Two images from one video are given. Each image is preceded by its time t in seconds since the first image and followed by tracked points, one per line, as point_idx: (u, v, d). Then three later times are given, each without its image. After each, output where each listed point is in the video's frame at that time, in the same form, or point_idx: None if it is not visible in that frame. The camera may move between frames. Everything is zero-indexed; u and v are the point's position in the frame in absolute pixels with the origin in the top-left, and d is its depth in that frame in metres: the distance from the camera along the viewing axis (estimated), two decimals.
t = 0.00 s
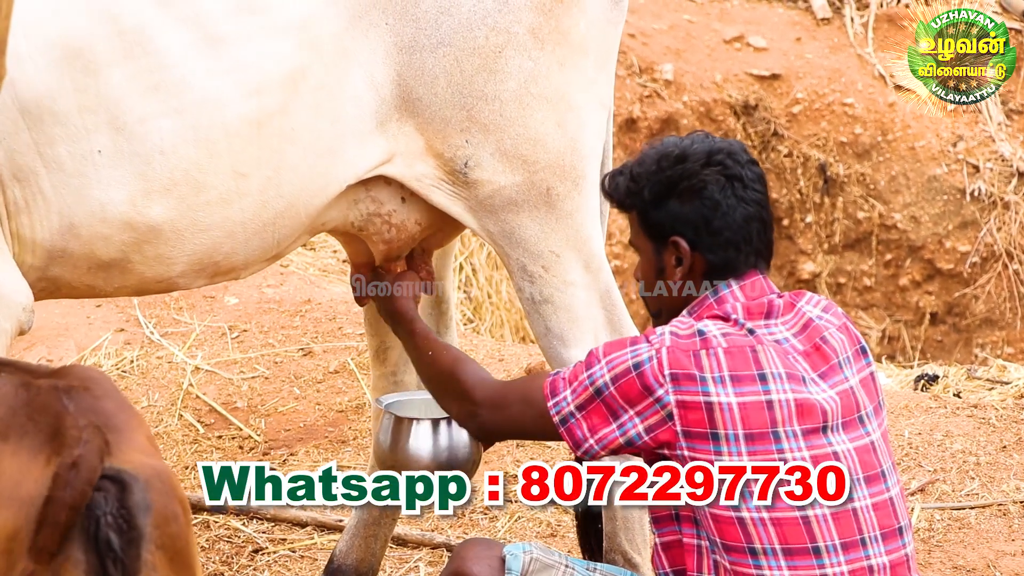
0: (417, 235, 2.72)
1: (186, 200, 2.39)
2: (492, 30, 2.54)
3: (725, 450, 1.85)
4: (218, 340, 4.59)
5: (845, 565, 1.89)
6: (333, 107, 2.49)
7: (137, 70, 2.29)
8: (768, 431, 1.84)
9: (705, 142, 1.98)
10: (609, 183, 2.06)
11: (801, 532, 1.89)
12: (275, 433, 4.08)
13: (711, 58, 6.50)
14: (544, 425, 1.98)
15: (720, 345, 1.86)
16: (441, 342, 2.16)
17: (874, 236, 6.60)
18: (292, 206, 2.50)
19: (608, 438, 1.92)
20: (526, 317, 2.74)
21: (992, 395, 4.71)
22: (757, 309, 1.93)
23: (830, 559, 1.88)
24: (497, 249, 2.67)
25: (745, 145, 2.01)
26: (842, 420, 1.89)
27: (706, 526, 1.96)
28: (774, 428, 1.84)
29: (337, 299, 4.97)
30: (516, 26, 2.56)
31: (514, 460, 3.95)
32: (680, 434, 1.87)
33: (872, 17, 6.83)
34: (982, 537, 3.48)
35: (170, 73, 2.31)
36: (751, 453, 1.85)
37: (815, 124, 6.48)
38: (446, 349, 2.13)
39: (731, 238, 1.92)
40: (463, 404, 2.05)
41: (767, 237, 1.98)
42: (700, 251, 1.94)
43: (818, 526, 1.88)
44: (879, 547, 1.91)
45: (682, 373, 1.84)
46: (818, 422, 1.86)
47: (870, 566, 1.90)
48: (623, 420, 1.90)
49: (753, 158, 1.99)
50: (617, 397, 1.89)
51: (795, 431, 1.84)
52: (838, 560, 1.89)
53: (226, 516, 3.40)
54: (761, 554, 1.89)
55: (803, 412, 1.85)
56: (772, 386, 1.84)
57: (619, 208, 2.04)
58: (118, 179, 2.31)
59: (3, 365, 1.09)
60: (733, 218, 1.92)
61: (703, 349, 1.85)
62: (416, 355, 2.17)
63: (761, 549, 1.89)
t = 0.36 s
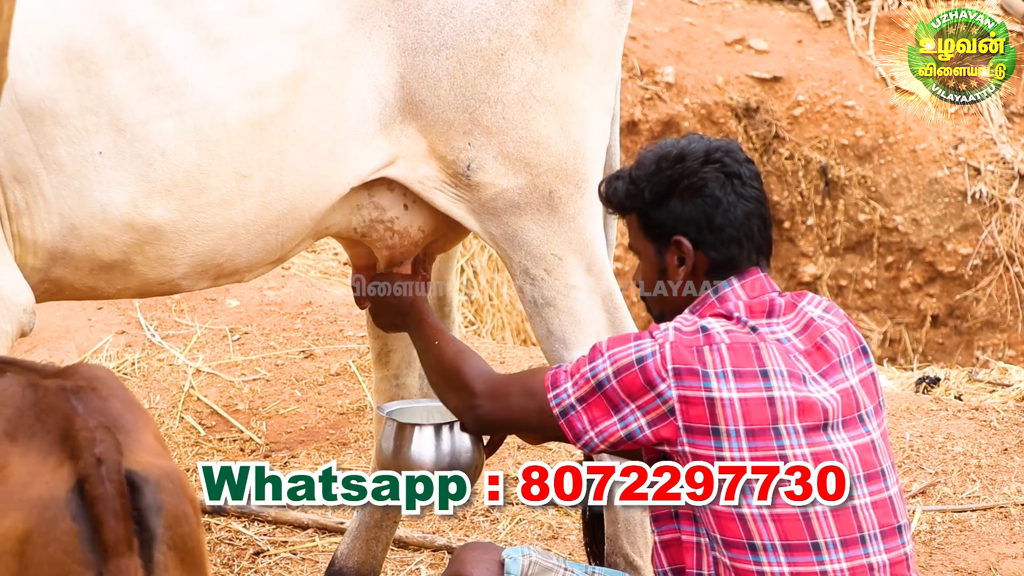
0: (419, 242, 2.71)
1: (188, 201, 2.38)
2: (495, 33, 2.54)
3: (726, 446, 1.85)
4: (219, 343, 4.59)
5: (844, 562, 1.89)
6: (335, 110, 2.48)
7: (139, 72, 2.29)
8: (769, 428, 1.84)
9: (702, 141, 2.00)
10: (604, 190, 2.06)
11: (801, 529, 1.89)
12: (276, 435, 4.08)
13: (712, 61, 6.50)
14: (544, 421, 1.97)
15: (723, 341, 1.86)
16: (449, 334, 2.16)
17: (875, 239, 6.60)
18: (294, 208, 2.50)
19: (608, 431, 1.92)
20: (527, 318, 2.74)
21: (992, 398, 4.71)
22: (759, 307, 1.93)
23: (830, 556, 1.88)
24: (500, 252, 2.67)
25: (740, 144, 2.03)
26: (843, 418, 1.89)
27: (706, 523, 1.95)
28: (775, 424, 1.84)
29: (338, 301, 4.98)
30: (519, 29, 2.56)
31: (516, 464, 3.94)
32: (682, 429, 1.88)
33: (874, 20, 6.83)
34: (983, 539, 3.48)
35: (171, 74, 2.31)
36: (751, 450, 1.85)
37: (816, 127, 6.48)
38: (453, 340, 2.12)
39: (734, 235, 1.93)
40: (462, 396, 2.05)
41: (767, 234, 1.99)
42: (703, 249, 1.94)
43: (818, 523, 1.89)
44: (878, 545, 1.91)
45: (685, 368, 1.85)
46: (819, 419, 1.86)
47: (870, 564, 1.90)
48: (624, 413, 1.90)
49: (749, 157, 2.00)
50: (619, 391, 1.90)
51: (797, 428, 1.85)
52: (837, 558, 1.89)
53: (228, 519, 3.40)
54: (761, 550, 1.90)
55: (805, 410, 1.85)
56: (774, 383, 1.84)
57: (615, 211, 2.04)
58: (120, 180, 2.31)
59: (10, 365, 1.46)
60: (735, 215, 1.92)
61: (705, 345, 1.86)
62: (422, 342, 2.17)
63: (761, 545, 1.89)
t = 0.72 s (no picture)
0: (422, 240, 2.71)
1: (188, 202, 2.39)
2: (497, 33, 2.54)
3: (731, 440, 1.85)
4: (220, 344, 4.59)
5: (844, 561, 1.89)
6: (337, 111, 2.49)
7: (139, 73, 2.29)
8: (775, 423, 1.85)
9: (717, 139, 2.02)
10: (620, 179, 2.08)
11: (803, 527, 1.89)
12: (277, 437, 4.08)
13: (713, 62, 6.48)
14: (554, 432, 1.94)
15: (732, 335, 1.87)
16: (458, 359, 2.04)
17: (876, 240, 6.60)
18: (295, 209, 2.50)
19: (616, 429, 1.90)
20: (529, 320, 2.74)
21: (994, 399, 4.71)
22: (765, 304, 1.94)
23: (830, 554, 1.88)
24: (502, 254, 2.67)
25: (756, 146, 2.04)
26: (846, 418, 1.90)
27: (706, 518, 1.95)
28: (781, 420, 1.85)
29: (339, 302, 4.97)
30: (520, 30, 2.56)
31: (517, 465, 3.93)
32: (688, 422, 1.87)
33: (874, 21, 6.81)
34: (984, 540, 3.48)
35: (172, 75, 2.32)
36: (757, 444, 1.85)
37: (817, 128, 6.47)
38: (463, 367, 2.02)
39: (740, 233, 1.94)
40: (472, 423, 1.99)
41: (775, 235, 2.00)
42: (708, 245, 1.95)
43: (820, 520, 1.88)
44: (878, 545, 1.91)
45: (694, 361, 1.85)
46: (825, 417, 1.86)
47: (869, 564, 1.90)
48: (632, 411, 1.88)
49: (764, 159, 2.02)
50: (627, 386, 1.88)
51: (803, 424, 1.85)
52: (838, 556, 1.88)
53: (228, 520, 3.40)
54: (762, 546, 1.89)
55: (811, 408, 1.86)
56: (780, 379, 1.85)
57: (628, 201, 2.06)
58: (121, 181, 2.31)
59: (15, 365, 1.24)
60: (742, 213, 1.93)
61: (715, 338, 1.86)
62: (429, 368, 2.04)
63: (762, 541, 1.89)
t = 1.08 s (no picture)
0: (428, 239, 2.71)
1: (192, 202, 2.39)
2: (499, 33, 2.54)
3: (741, 444, 1.85)
4: (220, 344, 4.59)
5: (854, 564, 1.89)
6: (340, 110, 2.48)
7: (141, 73, 2.29)
8: (784, 427, 1.85)
9: (723, 140, 2.03)
10: (626, 183, 2.09)
11: (813, 531, 1.89)
12: (277, 437, 4.08)
13: (714, 62, 6.48)
14: (559, 432, 1.95)
15: (740, 339, 1.87)
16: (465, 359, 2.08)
17: (876, 240, 6.61)
18: (297, 209, 2.50)
19: (625, 435, 1.90)
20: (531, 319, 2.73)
21: (993, 400, 4.71)
22: (773, 307, 1.95)
23: (840, 557, 1.89)
24: (504, 253, 2.66)
25: (763, 148, 2.05)
26: (854, 422, 1.90)
27: (715, 525, 1.95)
28: (790, 424, 1.85)
29: (339, 303, 4.97)
30: (523, 28, 2.55)
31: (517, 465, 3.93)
32: (697, 427, 1.87)
33: (875, 21, 6.81)
34: (984, 541, 3.48)
35: (175, 75, 2.32)
36: (766, 448, 1.85)
37: (817, 128, 6.48)
38: (471, 370, 2.05)
39: (747, 234, 1.95)
40: (479, 424, 2.01)
41: (782, 237, 2.00)
42: (715, 246, 1.96)
43: (830, 524, 1.89)
44: (886, 549, 1.92)
45: (702, 365, 1.84)
46: (835, 420, 1.87)
47: (877, 567, 1.91)
48: (640, 415, 1.89)
49: (771, 160, 2.03)
50: (635, 391, 1.88)
51: (812, 428, 1.85)
52: (848, 559, 1.89)
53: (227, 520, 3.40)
54: (772, 549, 1.89)
55: (820, 412, 1.86)
56: (789, 383, 1.85)
57: (636, 205, 2.07)
58: (124, 181, 2.32)
59: (28, 365, 1.40)
60: (749, 214, 1.94)
61: (722, 343, 1.86)
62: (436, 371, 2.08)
63: (772, 545, 1.89)
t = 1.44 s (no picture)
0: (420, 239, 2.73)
1: (193, 201, 2.39)
2: (502, 31, 2.54)
3: (737, 446, 1.86)
4: (221, 344, 4.59)
5: (853, 566, 1.89)
6: (341, 110, 2.48)
7: (143, 73, 2.29)
8: (781, 430, 1.85)
9: (725, 141, 2.03)
10: (629, 186, 2.10)
11: (811, 532, 1.89)
12: (278, 436, 4.08)
13: (714, 62, 6.48)
14: (548, 406, 1.98)
15: (740, 341, 1.87)
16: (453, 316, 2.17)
17: (877, 240, 6.62)
18: (298, 208, 2.51)
19: (617, 421, 1.93)
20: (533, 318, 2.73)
21: (995, 399, 4.71)
22: (775, 309, 1.94)
23: (839, 559, 1.89)
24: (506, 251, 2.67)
25: (765, 148, 2.06)
26: (855, 423, 1.90)
27: (715, 523, 1.96)
28: (786, 427, 1.85)
29: (340, 302, 4.97)
30: (525, 27, 2.55)
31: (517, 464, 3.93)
32: (693, 426, 1.88)
33: (875, 21, 6.82)
34: (985, 541, 3.48)
35: (177, 75, 2.32)
36: (763, 451, 1.86)
37: (818, 128, 6.47)
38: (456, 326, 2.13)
39: (749, 234, 1.95)
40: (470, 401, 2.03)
41: (785, 236, 2.01)
42: (718, 246, 1.96)
43: (828, 526, 1.89)
44: (887, 551, 1.92)
45: (701, 366, 1.86)
46: (833, 423, 1.86)
47: (879, 569, 1.90)
48: (635, 404, 1.91)
49: (772, 160, 2.03)
50: (633, 380, 1.90)
51: (810, 431, 1.85)
52: (847, 561, 1.89)
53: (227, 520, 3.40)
54: (770, 550, 1.90)
55: (818, 413, 1.86)
56: (787, 385, 1.85)
57: (639, 206, 2.08)
58: (126, 181, 2.32)
59: (30, 364, 1.19)
60: (752, 213, 1.94)
61: (722, 344, 1.87)
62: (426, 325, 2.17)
63: (770, 546, 1.90)
